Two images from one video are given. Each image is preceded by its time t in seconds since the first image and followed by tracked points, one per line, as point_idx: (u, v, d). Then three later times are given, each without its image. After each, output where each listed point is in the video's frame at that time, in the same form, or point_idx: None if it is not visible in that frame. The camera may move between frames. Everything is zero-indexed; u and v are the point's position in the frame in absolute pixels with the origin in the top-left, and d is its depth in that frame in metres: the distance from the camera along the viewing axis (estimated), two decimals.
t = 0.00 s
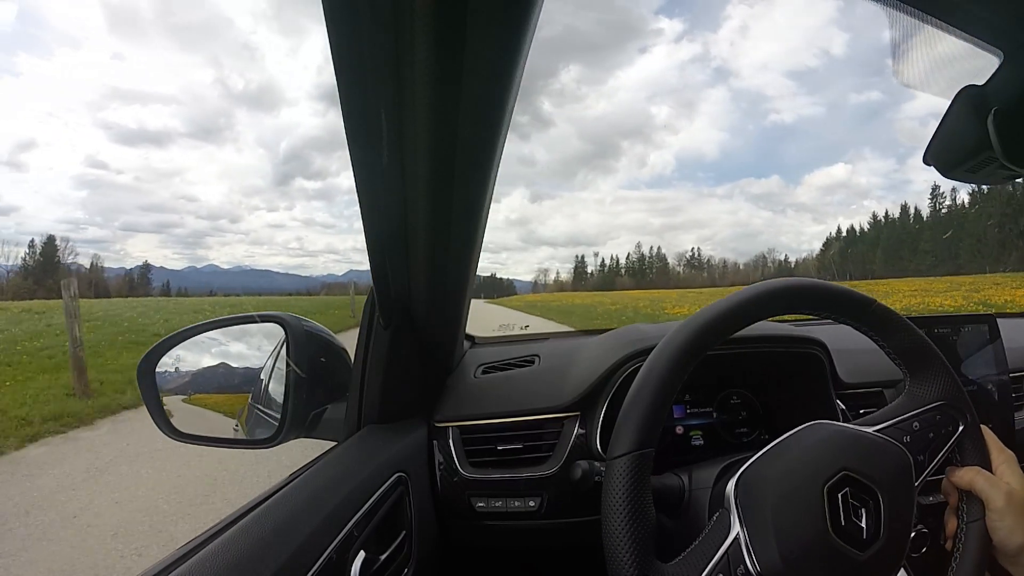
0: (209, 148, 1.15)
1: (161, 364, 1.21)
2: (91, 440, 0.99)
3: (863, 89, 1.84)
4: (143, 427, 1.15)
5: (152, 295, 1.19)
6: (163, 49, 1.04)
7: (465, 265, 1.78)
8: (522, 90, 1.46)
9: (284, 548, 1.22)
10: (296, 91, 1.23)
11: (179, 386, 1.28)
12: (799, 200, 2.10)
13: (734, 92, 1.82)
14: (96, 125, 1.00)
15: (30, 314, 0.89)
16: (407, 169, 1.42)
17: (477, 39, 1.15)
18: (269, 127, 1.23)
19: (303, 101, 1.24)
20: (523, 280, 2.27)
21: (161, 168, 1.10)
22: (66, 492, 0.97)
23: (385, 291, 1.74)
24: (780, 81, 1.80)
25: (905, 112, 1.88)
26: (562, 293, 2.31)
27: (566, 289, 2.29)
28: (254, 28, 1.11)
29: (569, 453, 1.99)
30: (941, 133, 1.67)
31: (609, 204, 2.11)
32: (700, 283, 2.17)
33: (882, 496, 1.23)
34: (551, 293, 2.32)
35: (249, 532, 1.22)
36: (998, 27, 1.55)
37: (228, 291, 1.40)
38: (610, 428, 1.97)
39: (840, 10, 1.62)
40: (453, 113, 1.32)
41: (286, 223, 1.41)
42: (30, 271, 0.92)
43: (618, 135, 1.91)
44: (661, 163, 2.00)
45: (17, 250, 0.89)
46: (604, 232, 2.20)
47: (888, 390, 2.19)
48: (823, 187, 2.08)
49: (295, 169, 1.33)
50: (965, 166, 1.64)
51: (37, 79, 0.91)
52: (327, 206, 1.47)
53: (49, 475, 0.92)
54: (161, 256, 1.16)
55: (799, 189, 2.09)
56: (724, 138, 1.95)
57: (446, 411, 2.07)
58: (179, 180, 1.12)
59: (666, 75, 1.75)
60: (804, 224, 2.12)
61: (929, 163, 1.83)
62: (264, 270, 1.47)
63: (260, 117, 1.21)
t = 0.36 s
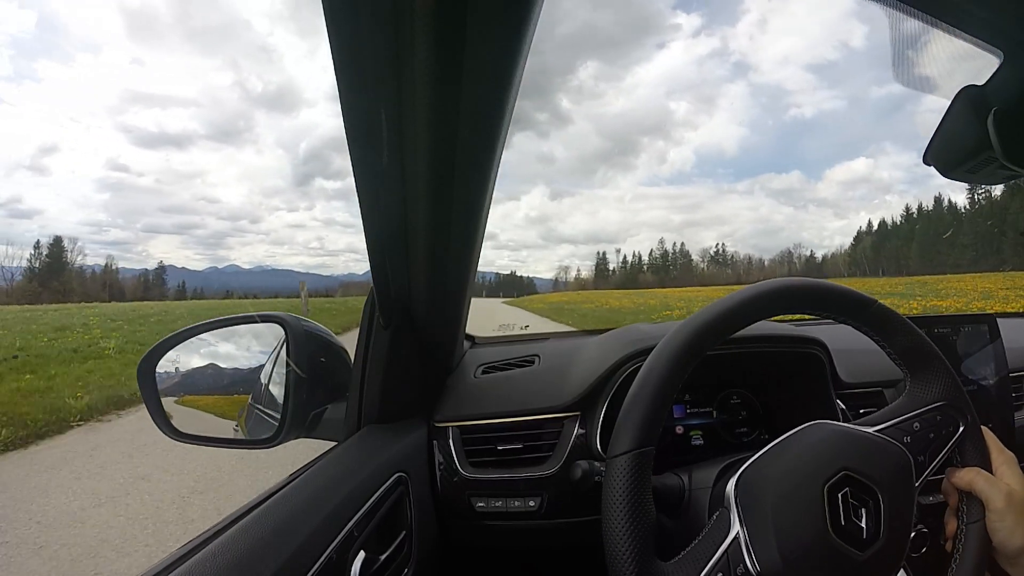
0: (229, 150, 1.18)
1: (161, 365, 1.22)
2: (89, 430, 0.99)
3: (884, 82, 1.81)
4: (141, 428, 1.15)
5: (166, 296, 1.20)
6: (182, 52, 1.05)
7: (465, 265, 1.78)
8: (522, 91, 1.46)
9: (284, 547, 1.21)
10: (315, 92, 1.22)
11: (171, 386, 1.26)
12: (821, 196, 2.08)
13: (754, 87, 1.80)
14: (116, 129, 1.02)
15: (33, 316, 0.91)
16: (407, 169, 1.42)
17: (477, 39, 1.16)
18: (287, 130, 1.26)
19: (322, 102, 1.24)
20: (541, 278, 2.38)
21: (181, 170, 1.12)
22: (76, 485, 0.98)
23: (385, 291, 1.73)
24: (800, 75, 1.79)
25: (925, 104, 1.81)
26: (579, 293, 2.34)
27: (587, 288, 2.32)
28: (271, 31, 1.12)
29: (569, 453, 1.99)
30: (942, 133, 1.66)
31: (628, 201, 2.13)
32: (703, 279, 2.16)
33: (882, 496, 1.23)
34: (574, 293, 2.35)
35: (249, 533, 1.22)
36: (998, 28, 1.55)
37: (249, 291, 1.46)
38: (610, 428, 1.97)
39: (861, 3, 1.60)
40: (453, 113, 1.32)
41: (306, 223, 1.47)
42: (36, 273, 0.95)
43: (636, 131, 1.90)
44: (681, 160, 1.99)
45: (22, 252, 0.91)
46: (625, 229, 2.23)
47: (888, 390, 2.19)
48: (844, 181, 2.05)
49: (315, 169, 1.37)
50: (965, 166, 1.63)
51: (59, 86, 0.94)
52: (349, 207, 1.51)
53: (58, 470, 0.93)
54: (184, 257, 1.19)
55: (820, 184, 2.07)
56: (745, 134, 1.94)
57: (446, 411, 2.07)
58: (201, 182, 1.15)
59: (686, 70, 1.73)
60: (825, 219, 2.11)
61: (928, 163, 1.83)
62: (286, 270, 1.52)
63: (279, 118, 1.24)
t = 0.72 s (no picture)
0: (249, 150, 1.21)
1: (161, 366, 1.21)
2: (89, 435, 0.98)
3: (904, 76, 1.78)
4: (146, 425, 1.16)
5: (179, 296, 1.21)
6: (201, 55, 1.07)
7: (465, 265, 1.78)
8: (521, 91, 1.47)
9: (284, 547, 1.21)
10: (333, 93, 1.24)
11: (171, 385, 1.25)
12: (841, 191, 2.07)
13: (771, 82, 1.79)
14: (137, 131, 1.03)
15: (40, 318, 0.90)
16: (407, 169, 1.41)
17: (477, 38, 1.16)
18: (305, 130, 1.29)
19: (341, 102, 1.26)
20: (561, 276, 2.31)
21: (202, 172, 1.15)
22: (83, 480, 0.99)
23: (385, 291, 1.73)
24: (818, 70, 1.77)
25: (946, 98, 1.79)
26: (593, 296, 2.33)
27: (608, 287, 2.31)
28: (288, 32, 1.13)
29: (569, 453, 1.99)
30: (943, 133, 1.66)
31: (647, 198, 2.14)
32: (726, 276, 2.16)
33: (881, 496, 1.23)
34: (592, 290, 2.32)
35: (249, 533, 1.22)
36: (999, 28, 1.55)
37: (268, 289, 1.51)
38: (610, 428, 1.97)
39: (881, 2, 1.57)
40: (453, 113, 1.32)
41: (325, 223, 1.50)
42: (42, 274, 0.93)
43: (654, 127, 1.91)
44: (700, 156, 2.00)
45: (26, 251, 0.89)
46: (644, 227, 2.23)
47: (888, 390, 2.19)
48: (865, 177, 2.03)
49: (334, 170, 1.39)
50: (965, 166, 1.63)
51: (76, 88, 0.94)
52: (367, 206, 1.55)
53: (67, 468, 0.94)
54: (205, 257, 1.22)
55: (840, 180, 2.05)
56: (763, 129, 1.94)
57: (446, 411, 2.07)
58: (220, 184, 1.18)
59: (703, 65, 1.73)
60: (846, 215, 2.10)
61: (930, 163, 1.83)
62: (307, 269, 1.58)
63: (297, 118, 1.26)
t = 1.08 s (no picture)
0: (265, 151, 1.23)
1: (162, 361, 1.19)
2: (91, 436, 0.98)
3: (919, 69, 1.74)
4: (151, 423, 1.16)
5: (193, 297, 1.20)
6: (214, 56, 1.07)
7: (465, 265, 1.78)
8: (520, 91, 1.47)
9: (285, 547, 1.21)
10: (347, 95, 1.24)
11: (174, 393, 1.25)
12: (859, 188, 2.06)
13: (787, 78, 1.79)
14: (154, 133, 1.04)
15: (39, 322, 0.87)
16: (407, 169, 1.41)
17: (477, 38, 1.16)
18: (320, 131, 1.29)
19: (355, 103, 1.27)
20: (579, 274, 2.33)
21: (218, 173, 1.16)
22: (91, 479, 0.99)
23: (385, 291, 1.73)
24: (835, 65, 1.75)
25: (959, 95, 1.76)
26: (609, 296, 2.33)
27: (626, 286, 2.30)
28: (303, 33, 1.12)
29: (569, 453, 1.98)
30: (942, 132, 1.65)
31: (664, 196, 2.13)
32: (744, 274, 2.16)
33: (882, 498, 1.23)
34: (610, 289, 2.32)
35: (249, 533, 1.21)
36: (1000, 28, 1.55)
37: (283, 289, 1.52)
38: (610, 427, 1.97)
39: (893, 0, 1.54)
40: (453, 112, 1.32)
41: (341, 223, 1.53)
42: (42, 275, 0.90)
43: (671, 125, 1.91)
44: (715, 153, 1.98)
45: (26, 251, 0.86)
46: (659, 224, 2.22)
47: (888, 390, 2.19)
48: (883, 173, 2.03)
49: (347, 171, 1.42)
50: (965, 166, 1.62)
51: (92, 91, 0.95)
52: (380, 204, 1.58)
53: (76, 465, 0.95)
54: (224, 257, 1.25)
55: (858, 176, 2.04)
56: (780, 125, 1.92)
57: (446, 411, 2.06)
58: (236, 184, 1.20)
59: (717, 61, 1.72)
60: (863, 212, 2.11)
61: (930, 163, 1.82)
62: (323, 268, 1.60)
63: (312, 119, 1.27)
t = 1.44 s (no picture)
0: (278, 153, 1.23)
1: (162, 360, 1.18)
2: (91, 440, 0.97)
3: (932, 63, 1.71)
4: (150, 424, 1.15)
5: (199, 300, 1.20)
6: (225, 59, 1.07)
7: (465, 265, 1.78)
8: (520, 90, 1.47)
9: (284, 547, 1.21)
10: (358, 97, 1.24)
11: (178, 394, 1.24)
12: (873, 184, 2.03)
13: (799, 74, 1.78)
14: (167, 137, 1.04)
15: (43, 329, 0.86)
16: (407, 169, 1.41)
17: (476, 37, 1.16)
18: (333, 133, 1.29)
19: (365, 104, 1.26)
20: (592, 275, 2.30)
21: (230, 176, 1.16)
22: (96, 477, 1.00)
23: (385, 291, 1.73)
24: (846, 60, 1.75)
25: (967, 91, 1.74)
26: (632, 293, 2.30)
27: (642, 285, 2.28)
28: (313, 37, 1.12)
29: (569, 453, 1.98)
30: (942, 131, 1.64)
31: (676, 194, 2.13)
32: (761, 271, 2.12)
33: (882, 501, 1.23)
34: (626, 291, 2.29)
35: (249, 533, 1.21)
36: (999, 29, 1.53)
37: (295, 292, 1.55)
38: (610, 427, 1.97)
39: None
40: (453, 111, 1.32)
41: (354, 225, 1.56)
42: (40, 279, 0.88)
43: (682, 123, 1.92)
44: (728, 151, 1.99)
45: (22, 256, 0.84)
46: (672, 223, 2.21)
47: (888, 390, 2.18)
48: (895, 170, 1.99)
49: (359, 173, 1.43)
50: (964, 166, 1.62)
51: (105, 96, 0.95)
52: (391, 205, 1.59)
53: (74, 472, 0.95)
54: (236, 259, 1.26)
55: (870, 173, 2.02)
56: (792, 122, 1.92)
57: (446, 411, 2.06)
58: (249, 187, 1.21)
59: (729, 59, 1.73)
60: (876, 208, 2.07)
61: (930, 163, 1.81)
62: (338, 271, 1.65)
63: (323, 123, 1.27)
